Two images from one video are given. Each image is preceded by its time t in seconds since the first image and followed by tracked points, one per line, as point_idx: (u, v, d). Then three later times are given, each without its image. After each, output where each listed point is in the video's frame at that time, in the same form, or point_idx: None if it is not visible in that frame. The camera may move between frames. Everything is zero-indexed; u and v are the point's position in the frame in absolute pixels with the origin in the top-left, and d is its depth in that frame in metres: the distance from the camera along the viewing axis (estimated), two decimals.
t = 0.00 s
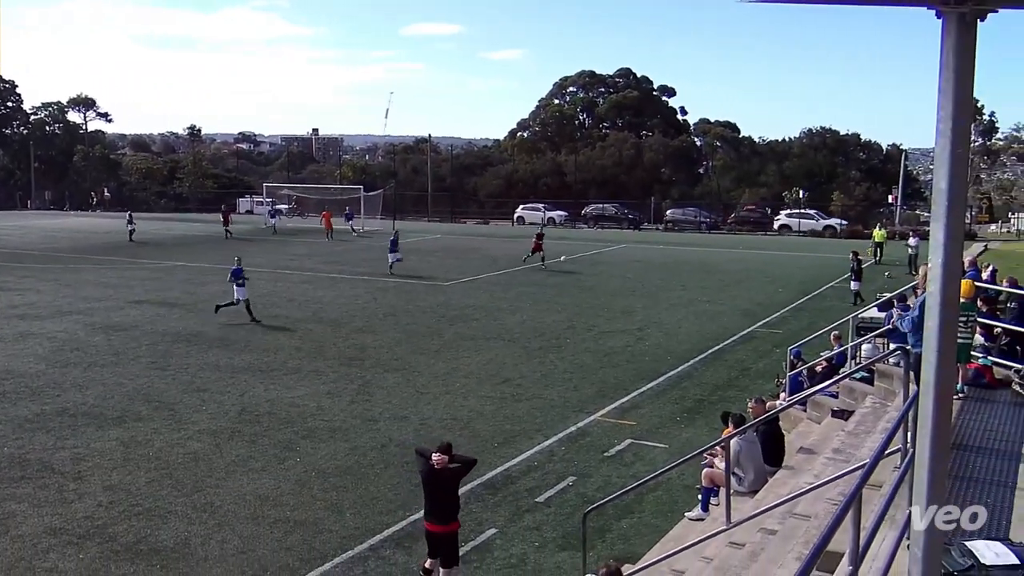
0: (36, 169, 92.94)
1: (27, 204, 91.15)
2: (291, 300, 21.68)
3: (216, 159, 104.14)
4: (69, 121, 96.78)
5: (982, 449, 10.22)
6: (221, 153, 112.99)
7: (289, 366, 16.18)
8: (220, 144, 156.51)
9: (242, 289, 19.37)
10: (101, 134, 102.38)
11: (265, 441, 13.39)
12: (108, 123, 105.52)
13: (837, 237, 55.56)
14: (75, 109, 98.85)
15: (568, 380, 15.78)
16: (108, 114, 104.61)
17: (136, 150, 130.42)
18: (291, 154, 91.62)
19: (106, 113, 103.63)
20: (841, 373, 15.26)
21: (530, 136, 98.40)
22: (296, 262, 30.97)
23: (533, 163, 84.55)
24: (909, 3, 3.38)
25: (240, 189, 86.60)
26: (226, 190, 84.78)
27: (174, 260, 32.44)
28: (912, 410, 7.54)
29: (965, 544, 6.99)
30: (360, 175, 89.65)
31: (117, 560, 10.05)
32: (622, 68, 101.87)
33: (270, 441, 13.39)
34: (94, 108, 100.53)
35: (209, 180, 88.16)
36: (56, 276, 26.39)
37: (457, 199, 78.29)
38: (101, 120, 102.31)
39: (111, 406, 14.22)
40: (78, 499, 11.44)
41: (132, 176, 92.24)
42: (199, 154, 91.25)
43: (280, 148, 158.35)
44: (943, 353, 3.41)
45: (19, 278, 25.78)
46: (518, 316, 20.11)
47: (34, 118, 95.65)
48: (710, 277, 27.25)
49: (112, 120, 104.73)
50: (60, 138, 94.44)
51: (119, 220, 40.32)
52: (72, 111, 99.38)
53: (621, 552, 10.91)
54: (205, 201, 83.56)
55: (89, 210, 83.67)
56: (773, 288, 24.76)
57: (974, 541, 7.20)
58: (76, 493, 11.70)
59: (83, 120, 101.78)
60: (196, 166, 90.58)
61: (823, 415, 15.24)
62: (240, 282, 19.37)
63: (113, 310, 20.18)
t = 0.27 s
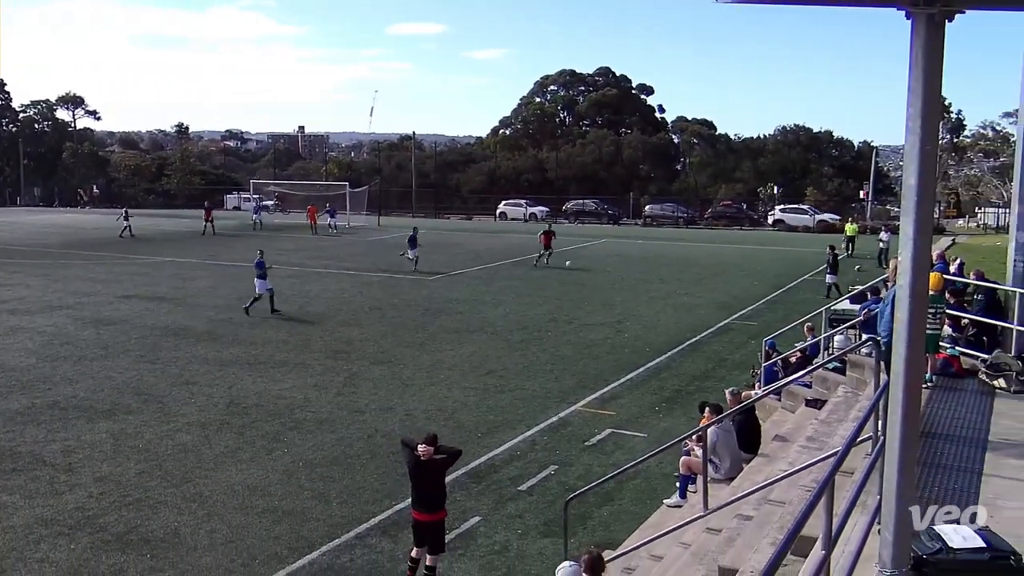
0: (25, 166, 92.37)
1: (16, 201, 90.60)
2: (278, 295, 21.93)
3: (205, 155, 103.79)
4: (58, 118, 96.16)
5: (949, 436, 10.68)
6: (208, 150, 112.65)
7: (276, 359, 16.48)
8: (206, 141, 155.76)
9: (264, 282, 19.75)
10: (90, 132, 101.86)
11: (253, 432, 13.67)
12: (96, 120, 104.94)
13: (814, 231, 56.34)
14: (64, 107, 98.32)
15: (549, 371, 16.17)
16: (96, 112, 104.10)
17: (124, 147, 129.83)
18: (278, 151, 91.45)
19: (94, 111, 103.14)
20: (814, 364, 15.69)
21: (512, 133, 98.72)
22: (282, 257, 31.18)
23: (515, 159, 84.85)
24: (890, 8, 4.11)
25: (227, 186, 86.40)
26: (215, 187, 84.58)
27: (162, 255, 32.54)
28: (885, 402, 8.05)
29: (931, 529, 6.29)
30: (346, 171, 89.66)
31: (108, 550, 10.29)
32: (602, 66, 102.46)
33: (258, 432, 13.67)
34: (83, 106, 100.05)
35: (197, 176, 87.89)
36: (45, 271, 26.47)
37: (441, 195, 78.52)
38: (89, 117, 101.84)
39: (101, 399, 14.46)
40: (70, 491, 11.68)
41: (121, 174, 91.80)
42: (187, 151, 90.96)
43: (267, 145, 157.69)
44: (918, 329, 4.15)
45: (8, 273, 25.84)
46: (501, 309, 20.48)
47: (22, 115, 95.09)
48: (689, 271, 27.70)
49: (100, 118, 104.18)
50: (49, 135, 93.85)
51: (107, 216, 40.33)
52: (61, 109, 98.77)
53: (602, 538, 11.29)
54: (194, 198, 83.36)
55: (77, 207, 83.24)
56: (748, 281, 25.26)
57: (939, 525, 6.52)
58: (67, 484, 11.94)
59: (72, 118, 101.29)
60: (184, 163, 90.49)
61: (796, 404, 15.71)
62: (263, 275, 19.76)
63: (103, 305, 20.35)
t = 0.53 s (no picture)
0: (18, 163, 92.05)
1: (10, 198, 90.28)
2: (268, 288, 22.22)
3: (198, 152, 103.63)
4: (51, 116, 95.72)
5: (920, 424, 11.14)
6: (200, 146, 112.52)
7: (266, 351, 16.81)
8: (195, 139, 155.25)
9: (283, 279, 20.10)
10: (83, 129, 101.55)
11: (244, 423, 13.99)
12: (87, 116, 104.60)
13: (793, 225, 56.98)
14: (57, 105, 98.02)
15: (534, 362, 16.58)
16: (87, 109, 103.77)
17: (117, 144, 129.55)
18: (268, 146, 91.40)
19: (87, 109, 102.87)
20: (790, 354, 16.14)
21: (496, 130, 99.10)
22: (272, 252, 31.44)
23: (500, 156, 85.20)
24: (860, 6, 4.00)
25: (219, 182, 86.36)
26: (207, 183, 84.53)
27: (154, 250, 32.74)
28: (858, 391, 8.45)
29: (903, 514, 5.91)
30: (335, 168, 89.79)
31: (102, 539, 10.57)
32: (584, 65, 103.01)
33: (249, 423, 13.99)
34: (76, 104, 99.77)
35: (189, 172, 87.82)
36: (38, 266, 26.64)
37: (428, 191, 78.79)
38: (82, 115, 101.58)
39: (95, 391, 14.75)
40: (64, 481, 11.95)
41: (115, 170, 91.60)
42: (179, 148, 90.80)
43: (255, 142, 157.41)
44: (888, 325, 4.05)
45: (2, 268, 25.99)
46: (486, 302, 20.86)
47: (15, 112, 94.80)
48: (670, 264, 28.15)
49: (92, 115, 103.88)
50: (43, 133, 93.54)
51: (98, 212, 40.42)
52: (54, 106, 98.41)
53: (585, 524, 11.69)
54: (185, 194, 83.30)
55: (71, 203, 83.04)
56: (727, 274, 25.79)
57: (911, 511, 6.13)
58: (61, 475, 12.20)
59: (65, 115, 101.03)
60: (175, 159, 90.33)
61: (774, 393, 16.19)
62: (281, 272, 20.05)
63: (96, 298, 20.58)
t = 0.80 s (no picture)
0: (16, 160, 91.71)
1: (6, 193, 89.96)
2: (262, 282, 22.54)
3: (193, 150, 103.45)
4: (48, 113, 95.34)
5: (897, 412, 11.60)
6: (195, 143, 112.37)
7: (261, 343, 17.16)
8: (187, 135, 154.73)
9: (299, 273, 20.46)
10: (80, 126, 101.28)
11: (239, 413, 14.32)
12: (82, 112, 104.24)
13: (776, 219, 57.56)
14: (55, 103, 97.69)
15: (522, 354, 17.00)
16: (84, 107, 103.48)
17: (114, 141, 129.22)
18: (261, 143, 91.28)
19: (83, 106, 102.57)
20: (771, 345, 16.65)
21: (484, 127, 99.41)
22: (264, 246, 31.69)
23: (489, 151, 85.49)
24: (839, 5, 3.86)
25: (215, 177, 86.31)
26: (203, 179, 84.49)
27: (150, 244, 32.95)
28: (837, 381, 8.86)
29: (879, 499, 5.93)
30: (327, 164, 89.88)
31: (101, 527, 10.86)
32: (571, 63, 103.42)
33: (243, 413, 14.32)
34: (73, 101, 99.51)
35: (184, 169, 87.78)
36: (35, 260, 26.82)
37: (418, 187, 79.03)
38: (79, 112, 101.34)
39: (93, 383, 15.06)
40: (63, 472, 12.22)
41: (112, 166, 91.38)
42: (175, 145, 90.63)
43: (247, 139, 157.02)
44: (865, 319, 3.87)
45: None
46: (475, 294, 21.25)
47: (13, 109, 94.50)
48: (655, 258, 28.60)
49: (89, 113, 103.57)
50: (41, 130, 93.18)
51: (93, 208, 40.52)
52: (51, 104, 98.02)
53: (572, 511, 12.11)
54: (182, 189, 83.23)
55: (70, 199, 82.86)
56: (711, 267, 26.26)
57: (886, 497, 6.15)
58: (59, 465, 12.48)
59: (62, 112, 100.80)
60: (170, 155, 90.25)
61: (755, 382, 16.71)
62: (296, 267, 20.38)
63: (93, 292, 20.83)
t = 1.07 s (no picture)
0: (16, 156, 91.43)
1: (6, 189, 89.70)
2: (258, 275, 22.87)
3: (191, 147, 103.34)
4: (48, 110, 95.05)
5: (876, 401, 12.08)
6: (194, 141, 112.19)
7: (257, 336, 17.54)
8: (181, 132, 154.37)
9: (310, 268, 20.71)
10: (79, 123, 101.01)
11: (236, 404, 14.68)
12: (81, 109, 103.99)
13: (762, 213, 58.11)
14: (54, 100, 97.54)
15: (512, 346, 17.43)
16: (81, 104, 103.30)
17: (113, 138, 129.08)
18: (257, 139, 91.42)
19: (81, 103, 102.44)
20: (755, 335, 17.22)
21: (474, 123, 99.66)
22: (258, 241, 31.98)
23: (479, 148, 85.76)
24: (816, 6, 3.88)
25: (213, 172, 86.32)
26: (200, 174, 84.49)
27: (147, 239, 33.17)
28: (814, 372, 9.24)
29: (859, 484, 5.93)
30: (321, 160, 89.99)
31: (101, 515, 11.18)
32: (560, 63, 103.84)
33: (241, 404, 14.68)
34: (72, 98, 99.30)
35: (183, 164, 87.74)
36: (34, 254, 27.03)
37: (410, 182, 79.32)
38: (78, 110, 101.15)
39: (93, 374, 15.39)
40: (64, 461, 12.52)
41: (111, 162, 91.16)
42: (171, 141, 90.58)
43: (241, 137, 156.86)
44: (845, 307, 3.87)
45: None
46: (467, 288, 21.64)
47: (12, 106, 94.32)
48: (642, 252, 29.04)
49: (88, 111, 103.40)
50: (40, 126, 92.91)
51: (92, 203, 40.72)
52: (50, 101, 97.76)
53: (561, 497, 12.53)
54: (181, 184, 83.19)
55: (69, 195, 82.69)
56: (697, 261, 26.73)
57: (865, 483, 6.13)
58: (61, 455, 12.79)
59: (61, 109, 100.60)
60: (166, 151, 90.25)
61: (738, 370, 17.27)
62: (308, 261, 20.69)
63: (92, 286, 21.10)
